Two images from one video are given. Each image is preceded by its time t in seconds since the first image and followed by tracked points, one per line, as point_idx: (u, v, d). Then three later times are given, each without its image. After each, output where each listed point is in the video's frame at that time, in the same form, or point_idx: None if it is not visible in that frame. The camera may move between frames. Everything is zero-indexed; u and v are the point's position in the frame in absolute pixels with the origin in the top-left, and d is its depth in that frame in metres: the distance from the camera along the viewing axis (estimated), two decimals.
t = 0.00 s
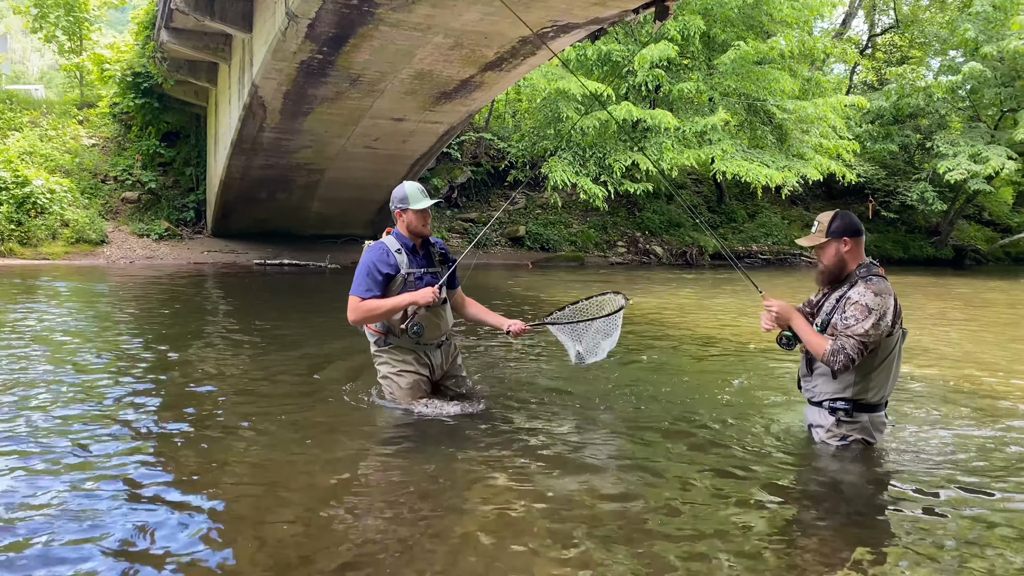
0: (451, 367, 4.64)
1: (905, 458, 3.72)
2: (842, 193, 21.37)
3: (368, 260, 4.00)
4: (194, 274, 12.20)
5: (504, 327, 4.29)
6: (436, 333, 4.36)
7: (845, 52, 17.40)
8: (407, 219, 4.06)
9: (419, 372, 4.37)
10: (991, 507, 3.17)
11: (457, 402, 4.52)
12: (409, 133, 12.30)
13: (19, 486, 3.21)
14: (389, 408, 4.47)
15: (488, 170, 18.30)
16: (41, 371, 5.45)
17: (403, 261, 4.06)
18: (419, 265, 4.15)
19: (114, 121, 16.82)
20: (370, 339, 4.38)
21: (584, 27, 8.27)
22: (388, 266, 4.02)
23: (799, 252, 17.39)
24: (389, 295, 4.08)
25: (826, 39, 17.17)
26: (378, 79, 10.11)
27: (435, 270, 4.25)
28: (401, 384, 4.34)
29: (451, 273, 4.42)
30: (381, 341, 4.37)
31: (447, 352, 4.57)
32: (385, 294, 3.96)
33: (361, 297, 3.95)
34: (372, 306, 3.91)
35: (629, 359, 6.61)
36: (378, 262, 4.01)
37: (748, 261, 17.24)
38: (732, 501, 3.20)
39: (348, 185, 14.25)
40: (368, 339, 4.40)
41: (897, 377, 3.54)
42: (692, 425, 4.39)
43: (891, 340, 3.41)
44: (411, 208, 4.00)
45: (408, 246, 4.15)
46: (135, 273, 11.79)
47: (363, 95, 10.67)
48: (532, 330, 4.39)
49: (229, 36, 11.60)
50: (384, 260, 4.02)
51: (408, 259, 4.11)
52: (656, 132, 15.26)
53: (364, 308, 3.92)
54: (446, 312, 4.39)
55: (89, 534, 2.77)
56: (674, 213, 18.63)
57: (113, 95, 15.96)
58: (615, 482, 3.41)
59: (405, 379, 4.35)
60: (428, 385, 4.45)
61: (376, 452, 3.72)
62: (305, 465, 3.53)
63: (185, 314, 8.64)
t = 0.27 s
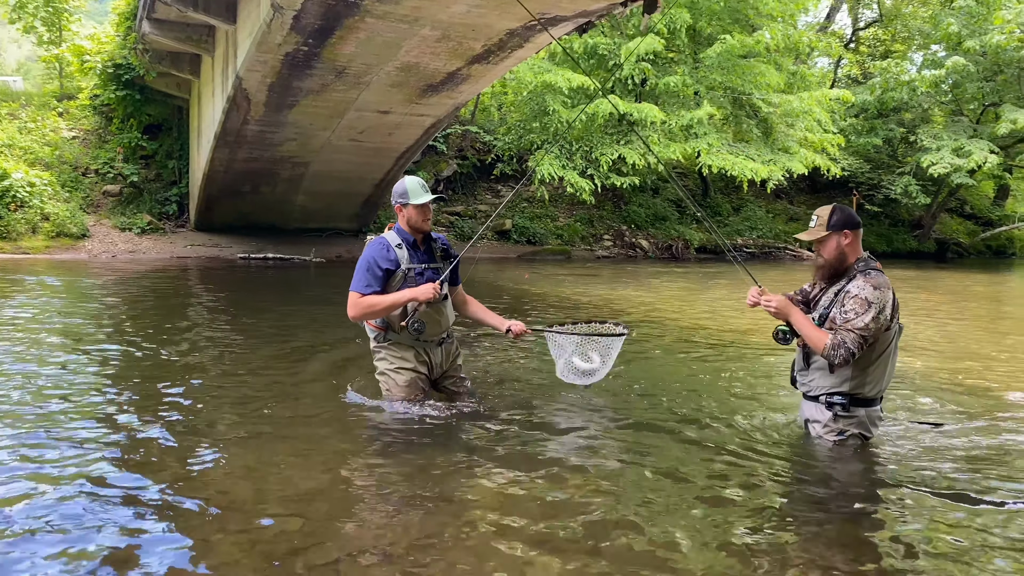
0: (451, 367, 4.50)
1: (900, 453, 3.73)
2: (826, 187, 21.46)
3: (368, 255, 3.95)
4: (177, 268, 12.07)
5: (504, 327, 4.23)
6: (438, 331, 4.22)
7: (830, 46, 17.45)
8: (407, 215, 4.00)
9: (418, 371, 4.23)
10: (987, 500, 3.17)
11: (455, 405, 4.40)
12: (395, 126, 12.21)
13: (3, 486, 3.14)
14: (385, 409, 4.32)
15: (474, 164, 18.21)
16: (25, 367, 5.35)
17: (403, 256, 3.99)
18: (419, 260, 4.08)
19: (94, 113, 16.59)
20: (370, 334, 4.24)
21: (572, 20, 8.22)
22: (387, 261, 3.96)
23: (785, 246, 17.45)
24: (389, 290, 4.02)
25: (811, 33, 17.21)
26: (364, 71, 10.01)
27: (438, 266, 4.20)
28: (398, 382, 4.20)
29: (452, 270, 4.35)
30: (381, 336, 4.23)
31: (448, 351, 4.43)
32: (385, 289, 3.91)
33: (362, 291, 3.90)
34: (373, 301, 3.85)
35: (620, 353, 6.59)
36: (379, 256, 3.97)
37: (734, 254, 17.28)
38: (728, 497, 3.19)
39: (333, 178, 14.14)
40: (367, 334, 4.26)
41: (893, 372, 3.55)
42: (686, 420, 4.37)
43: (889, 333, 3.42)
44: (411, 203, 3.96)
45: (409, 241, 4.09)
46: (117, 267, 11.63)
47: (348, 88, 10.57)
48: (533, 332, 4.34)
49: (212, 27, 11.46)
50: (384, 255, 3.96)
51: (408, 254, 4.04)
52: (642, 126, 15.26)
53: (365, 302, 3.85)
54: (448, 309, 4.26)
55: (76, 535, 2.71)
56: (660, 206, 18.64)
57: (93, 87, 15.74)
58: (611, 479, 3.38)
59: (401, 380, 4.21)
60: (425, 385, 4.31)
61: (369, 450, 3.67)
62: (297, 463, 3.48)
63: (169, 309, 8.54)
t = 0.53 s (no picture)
0: (457, 367, 4.40)
1: (889, 450, 3.77)
2: (806, 182, 21.62)
3: (377, 250, 3.91)
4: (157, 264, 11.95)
5: (511, 328, 4.25)
6: (444, 329, 4.14)
7: (809, 42, 17.57)
8: (416, 210, 3.96)
9: (421, 371, 4.14)
10: (975, 495, 3.22)
11: (455, 408, 4.29)
12: (377, 120, 12.15)
13: None
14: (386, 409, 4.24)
15: (456, 158, 18.15)
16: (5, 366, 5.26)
17: (411, 252, 3.96)
18: (428, 257, 4.04)
19: (70, 106, 16.34)
20: (375, 330, 4.16)
21: (556, 15, 8.22)
22: (396, 256, 3.93)
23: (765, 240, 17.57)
24: (395, 286, 3.97)
25: (791, 28, 17.31)
26: (346, 65, 9.95)
27: (445, 264, 4.13)
28: (400, 382, 4.12)
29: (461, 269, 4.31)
30: (387, 332, 4.15)
31: (453, 350, 4.33)
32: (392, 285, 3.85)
33: (369, 286, 3.84)
34: (378, 296, 3.78)
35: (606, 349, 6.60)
36: (387, 252, 3.93)
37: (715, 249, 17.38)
38: (720, 494, 3.21)
39: (314, 173, 14.05)
40: (373, 330, 4.18)
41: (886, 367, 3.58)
42: (674, 417, 4.40)
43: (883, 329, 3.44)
44: (420, 197, 3.89)
45: (418, 238, 4.05)
46: (96, 264, 11.49)
47: (330, 82, 10.49)
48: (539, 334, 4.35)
49: (192, 20, 11.33)
50: (392, 250, 3.93)
51: (417, 250, 4.01)
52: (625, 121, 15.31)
53: (371, 296, 3.78)
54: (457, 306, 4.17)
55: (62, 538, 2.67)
56: (641, 201, 18.69)
57: (69, 80, 15.51)
58: (603, 478, 3.38)
59: (401, 379, 4.12)
60: (428, 385, 4.22)
61: (358, 450, 3.65)
62: (287, 464, 3.45)
63: (150, 306, 8.45)
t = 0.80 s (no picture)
0: (457, 366, 4.31)
1: (878, 448, 3.81)
2: (781, 178, 21.80)
3: (380, 243, 3.88)
4: (132, 263, 11.79)
5: (511, 330, 4.23)
6: (446, 325, 4.06)
7: (784, 39, 17.70)
8: (419, 205, 3.92)
9: (419, 369, 4.08)
10: (964, 491, 3.26)
11: (452, 408, 4.22)
12: (355, 117, 12.06)
13: None
14: (385, 405, 4.21)
15: (434, 155, 18.07)
16: None
17: (414, 247, 3.93)
18: (430, 253, 4.01)
19: (40, 103, 16.05)
20: (377, 325, 4.07)
21: (537, 12, 8.20)
22: (399, 251, 3.90)
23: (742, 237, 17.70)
24: (397, 280, 3.93)
25: (767, 25, 17.42)
26: (323, 62, 9.87)
27: (449, 260, 4.07)
28: (397, 380, 4.08)
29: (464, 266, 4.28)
30: (388, 327, 4.05)
31: (454, 347, 4.24)
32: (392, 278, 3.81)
33: (370, 278, 3.80)
34: (377, 287, 3.73)
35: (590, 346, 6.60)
36: (390, 246, 3.89)
37: (692, 245, 17.48)
38: (712, 490, 3.22)
39: (291, 171, 13.92)
40: (374, 324, 4.09)
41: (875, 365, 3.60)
42: (661, 415, 4.40)
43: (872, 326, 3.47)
44: (421, 190, 3.85)
45: (421, 233, 4.02)
46: (69, 263, 11.32)
47: (308, 78, 10.40)
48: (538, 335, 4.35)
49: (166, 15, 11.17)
50: (395, 244, 3.90)
51: (420, 245, 3.98)
52: (603, 118, 15.34)
53: (371, 288, 3.73)
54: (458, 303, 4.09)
55: (49, 545, 2.62)
56: (619, 198, 18.73)
57: (40, 76, 15.24)
58: (595, 475, 3.39)
59: (401, 375, 4.07)
60: (427, 383, 4.17)
61: (348, 449, 3.62)
62: (275, 465, 3.42)
63: (126, 305, 8.33)
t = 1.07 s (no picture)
0: (445, 360, 4.28)
1: (863, 440, 3.84)
2: (759, 170, 21.93)
3: (369, 235, 3.84)
4: (106, 258, 11.63)
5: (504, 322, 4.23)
6: (435, 318, 4.02)
7: (761, 31, 17.77)
8: (411, 196, 3.88)
9: (407, 363, 4.04)
10: (949, 480, 3.31)
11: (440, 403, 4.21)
12: (333, 109, 11.96)
13: None
14: (371, 398, 4.20)
15: (412, 148, 17.97)
16: None
17: (403, 239, 3.88)
18: (420, 245, 3.97)
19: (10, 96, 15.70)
20: (365, 317, 4.06)
21: (516, 3, 8.17)
22: (387, 243, 3.85)
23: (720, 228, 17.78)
24: (386, 274, 3.90)
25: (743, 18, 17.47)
26: (300, 54, 9.77)
27: (438, 253, 4.03)
28: (383, 375, 4.04)
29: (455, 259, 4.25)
30: (376, 320, 4.04)
31: (443, 341, 4.21)
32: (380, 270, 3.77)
33: (357, 270, 3.75)
34: (364, 280, 3.69)
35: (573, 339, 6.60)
36: (379, 237, 3.86)
37: (671, 238, 17.54)
38: (701, 483, 3.23)
39: (267, 164, 13.80)
40: (362, 317, 4.08)
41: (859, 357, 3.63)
42: (644, 407, 4.42)
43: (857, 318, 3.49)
44: (416, 182, 3.82)
45: (411, 225, 3.97)
46: (42, 259, 11.14)
47: (285, 70, 10.29)
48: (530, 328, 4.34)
49: (138, 6, 10.99)
50: (383, 237, 3.86)
51: (409, 237, 3.94)
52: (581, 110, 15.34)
53: (358, 281, 3.69)
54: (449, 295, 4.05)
55: (32, 546, 2.57)
56: (598, 190, 18.74)
57: (9, 69, 14.92)
58: (584, 468, 3.38)
59: (389, 369, 4.03)
60: (413, 377, 4.13)
61: (334, 445, 3.59)
62: (261, 461, 3.38)
63: (101, 301, 8.22)
